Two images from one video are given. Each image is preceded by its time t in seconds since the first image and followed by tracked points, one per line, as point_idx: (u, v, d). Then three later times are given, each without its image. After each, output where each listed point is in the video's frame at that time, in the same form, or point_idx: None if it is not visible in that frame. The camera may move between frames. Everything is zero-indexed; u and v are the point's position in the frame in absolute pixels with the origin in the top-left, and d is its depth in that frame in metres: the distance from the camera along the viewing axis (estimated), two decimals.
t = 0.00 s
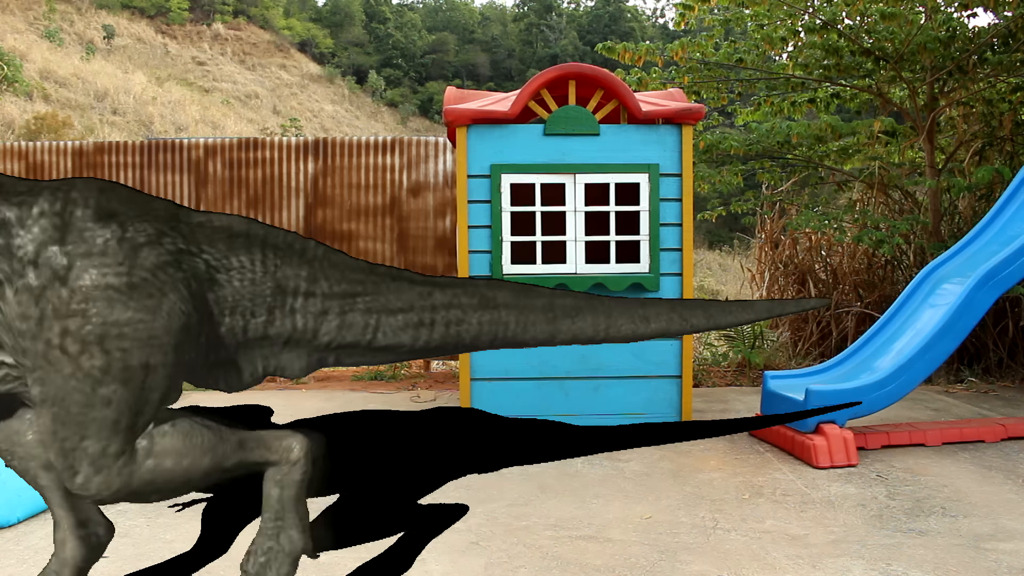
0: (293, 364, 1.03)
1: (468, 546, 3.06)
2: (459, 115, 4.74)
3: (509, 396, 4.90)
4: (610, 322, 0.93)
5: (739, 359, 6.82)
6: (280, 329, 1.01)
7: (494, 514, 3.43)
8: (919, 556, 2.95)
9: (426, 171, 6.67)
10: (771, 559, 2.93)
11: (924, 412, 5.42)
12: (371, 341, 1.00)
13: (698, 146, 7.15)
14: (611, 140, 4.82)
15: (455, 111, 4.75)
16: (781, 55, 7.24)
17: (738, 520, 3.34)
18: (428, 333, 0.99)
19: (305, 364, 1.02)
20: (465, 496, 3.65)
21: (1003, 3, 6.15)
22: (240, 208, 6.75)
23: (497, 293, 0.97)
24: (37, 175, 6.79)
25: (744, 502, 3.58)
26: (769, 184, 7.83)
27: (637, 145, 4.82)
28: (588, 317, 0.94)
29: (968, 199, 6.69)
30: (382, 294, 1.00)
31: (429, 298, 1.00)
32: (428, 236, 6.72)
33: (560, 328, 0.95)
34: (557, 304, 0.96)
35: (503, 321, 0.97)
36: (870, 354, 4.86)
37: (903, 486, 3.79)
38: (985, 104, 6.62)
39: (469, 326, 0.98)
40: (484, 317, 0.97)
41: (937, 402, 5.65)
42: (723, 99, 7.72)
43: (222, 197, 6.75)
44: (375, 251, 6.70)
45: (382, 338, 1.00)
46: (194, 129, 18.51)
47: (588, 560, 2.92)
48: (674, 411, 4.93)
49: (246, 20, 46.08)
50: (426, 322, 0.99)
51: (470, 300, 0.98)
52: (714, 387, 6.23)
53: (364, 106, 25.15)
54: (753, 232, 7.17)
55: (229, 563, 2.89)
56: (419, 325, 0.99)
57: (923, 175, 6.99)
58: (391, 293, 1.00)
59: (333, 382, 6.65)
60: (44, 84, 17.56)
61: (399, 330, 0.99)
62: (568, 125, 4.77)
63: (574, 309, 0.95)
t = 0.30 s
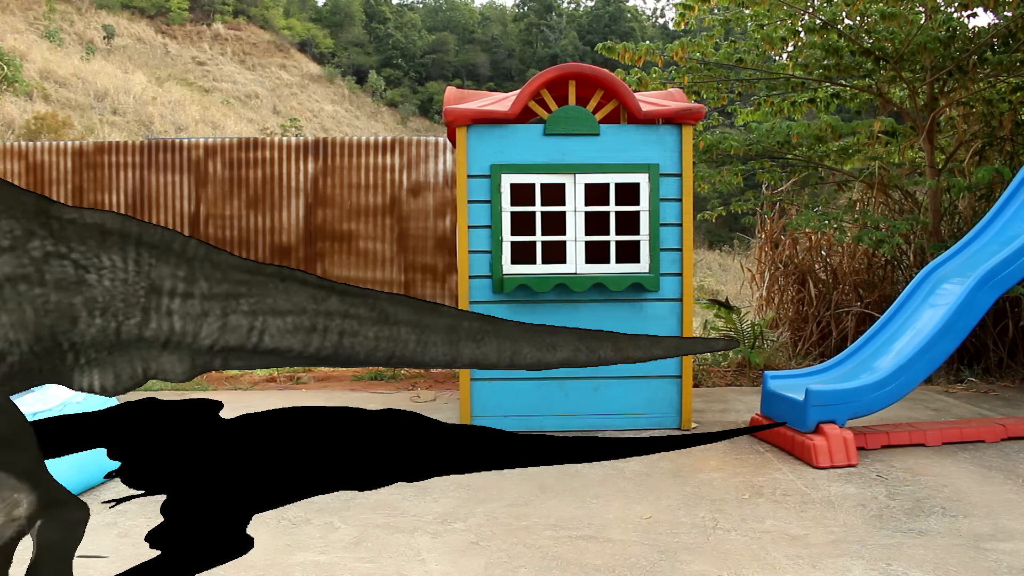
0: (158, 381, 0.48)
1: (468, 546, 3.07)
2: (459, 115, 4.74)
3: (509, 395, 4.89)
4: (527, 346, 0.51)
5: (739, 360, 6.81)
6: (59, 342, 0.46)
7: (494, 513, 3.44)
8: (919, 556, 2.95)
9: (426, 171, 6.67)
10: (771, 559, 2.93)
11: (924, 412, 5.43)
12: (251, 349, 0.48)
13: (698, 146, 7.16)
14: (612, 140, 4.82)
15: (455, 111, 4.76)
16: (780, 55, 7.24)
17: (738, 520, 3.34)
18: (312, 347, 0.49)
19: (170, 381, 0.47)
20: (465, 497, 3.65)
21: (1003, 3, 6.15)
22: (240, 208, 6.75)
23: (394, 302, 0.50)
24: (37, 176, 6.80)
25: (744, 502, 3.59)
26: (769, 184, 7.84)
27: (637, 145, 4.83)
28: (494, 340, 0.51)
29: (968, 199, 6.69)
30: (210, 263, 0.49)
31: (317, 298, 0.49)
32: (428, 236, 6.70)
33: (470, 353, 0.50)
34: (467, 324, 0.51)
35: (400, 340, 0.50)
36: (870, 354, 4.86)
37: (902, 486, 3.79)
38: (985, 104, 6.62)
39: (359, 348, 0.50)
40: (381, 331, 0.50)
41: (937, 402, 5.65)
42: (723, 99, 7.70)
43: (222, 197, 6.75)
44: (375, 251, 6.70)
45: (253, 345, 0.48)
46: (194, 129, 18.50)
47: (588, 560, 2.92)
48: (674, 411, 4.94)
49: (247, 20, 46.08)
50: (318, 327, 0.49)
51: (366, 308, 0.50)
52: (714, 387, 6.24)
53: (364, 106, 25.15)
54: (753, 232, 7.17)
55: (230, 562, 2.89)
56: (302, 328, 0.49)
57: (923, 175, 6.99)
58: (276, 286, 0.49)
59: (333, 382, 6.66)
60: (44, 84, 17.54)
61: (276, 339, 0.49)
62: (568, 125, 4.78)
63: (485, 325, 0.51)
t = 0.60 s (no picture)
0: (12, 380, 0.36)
1: (468, 546, 3.07)
2: (459, 115, 4.73)
3: (509, 395, 4.89)
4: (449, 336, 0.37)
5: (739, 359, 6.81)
6: None
7: (494, 513, 3.43)
8: (919, 556, 2.95)
9: (426, 171, 6.67)
10: (771, 559, 2.93)
11: (924, 412, 5.42)
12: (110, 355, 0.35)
13: (698, 146, 7.16)
14: (611, 140, 4.82)
15: (455, 111, 4.74)
16: (781, 55, 7.24)
17: (738, 520, 3.34)
18: (171, 349, 0.35)
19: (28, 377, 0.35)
20: (465, 496, 3.65)
21: (1002, 3, 6.15)
22: (240, 208, 6.74)
23: (275, 290, 0.36)
24: (37, 175, 6.80)
25: (744, 502, 3.58)
26: (769, 184, 7.85)
27: (637, 145, 4.83)
28: (408, 329, 0.37)
29: (968, 199, 6.69)
30: (61, 245, 0.37)
31: (188, 286, 0.36)
32: (428, 236, 6.69)
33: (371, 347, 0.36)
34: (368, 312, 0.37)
35: (287, 337, 0.36)
36: (870, 354, 4.86)
37: (903, 486, 3.79)
38: (985, 104, 6.63)
39: (231, 347, 0.35)
40: (261, 325, 0.36)
41: (937, 402, 5.66)
42: (723, 99, 7.70)
43: (222, 197, 6.76)
44: (375, 251, 6.69)
45: (119, 341, 0.35)
46: (194, 129, 18.53)
47: (588, 560, 2.92)
48: (674, 411, 4.93)
49: (247, 19, 46.05)
50: (188, 321, 0.36)
51: (243, 299, 0.36)
52: (714, 387, 6.24)
53: (365, 106, 25.18)
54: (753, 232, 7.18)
55: (230, 562, 2.89)
56: (169, 322, 0.36)
57: (923, 175, 6.99)
58: (143, 272, 0.36)
59: (332, 382, 6.66)
60: (44, 84, 17.55)
61: (142, 335, 0.35)
62: (568, 125, 4.77)
63: (392, 312, 0.37)
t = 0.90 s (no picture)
0: None
1: (468, 546, 3.07)
2: (459, 115, 4.74)
3: (510, 395, 4.88)
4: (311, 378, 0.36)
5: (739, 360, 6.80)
6: None
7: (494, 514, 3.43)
8: (919, 556, 2.95)
9: (426, 171, 6.67)
10: (771, 559, 2.93)
11: (924, 412, 5.43)
12: None
13: (698, 146, 7.15)
14: (612, 140, 4.83)
15: (455, 111, 4.75)
16: (781, 55, 7.23)
17: (737, 520, 3.34)
18: (25, 389, 0.31)
19: None
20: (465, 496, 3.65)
21: (1002, 3, 6.15)
22: (240, 208, 6.74)
23: (128, 325, 0.33)
24: (37, 176, 6.81)
25: (744, 502, 3.58)
26: (768, 185, 7.85)
27: (637, 144, 4.83)
28: (257, 375, 0.35)
29: (968, 199, 6.69)
30: None
31: (42, 320, 0.32)
32: (428, 236, 6.69)
33: (218, 390, 0.34)
34: (223, 352, 0.34)
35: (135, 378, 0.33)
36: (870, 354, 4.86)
37: (902, 486, 3.79)
38: (985, 104, 6.64)
39: (85, 388, 0.32)
40: (117, 362, 0.33)
41: (937, 402, 5.66)
42: (723, 99, 7.70)
43: (222, 197, 6.76)
44: (375, 251, 6.70)
45: None
46: (194, 129, 18.51)
47: (588, 560, 2.92)
48: (674, 411, 4.92)
49: (246, 19, 46.04)
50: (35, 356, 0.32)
51: (89, 335, 0.33)
52: (714, 387, 6.24)
53: (364, 106, 25.19)
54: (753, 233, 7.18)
55: (230, 563, 2.89)
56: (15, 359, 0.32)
57: (923, 175, 7.00)
58: None
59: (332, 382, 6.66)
60: (44, 84, 17.53)
61: None
62: (568, 125, 4.78)
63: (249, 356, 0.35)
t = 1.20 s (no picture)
0: None
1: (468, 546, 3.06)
2: (459, 115, 4.74)
3: (509, 395, 4.89)
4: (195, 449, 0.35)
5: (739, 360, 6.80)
6: None
7: (494, 513, 3.43)
8: (919, 556, 2.95)
9: (426, 171, 6.66)
10: (771, 559, 2.93)
11: (924, 411, 5.43)
12: None
13: (698, 146, 7.14)
14: (611, 139, 4.83)
15: (455, 111, 4.75)
16: (781, 55, 7.22)
17: (737, 520, 3.34)
18: None
19: None
20: (465, 496, 3.65)
21: (1003, 2, 6.14)
22: (240, 208, 6.74)
23: None
24: (37, 176, 6.82)
25: (744, 502, 3.58)
26: (768, 185, 7.85)
27: (637, 144, 4.83)
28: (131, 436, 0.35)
29: (968, 199, 6.68)
30: None
31: None
32: (428, 236, 6.69)
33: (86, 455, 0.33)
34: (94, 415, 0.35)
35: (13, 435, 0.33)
36: (870, 354, 4.86)
37: (902, 486, 3.80)
38: (985, 104, 6.64)
39: None
40: None
41: (937, 402, 5.66)
42: (723, 99, 7.70)
43: (222, 197, 6.76)
44: (375, 251, 6.69)
45: None
46: (194, 129, 18.49)
47: (588, 560, 2.92)
48: (674, 411, 4.92)
49: (246, 19, 45.96)
50: None
51: None
52: (714, 387, 6.24)
53: (364, 106, 25.21)
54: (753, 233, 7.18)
55: (230, 563, 2.89)
56: None
57: (923, 175, 6.99)
58: None
59: (332, 382, 6.66)
60: (44, 85, 17.50)
61: None
62: (568, 125, 4.78)
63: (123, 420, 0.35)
